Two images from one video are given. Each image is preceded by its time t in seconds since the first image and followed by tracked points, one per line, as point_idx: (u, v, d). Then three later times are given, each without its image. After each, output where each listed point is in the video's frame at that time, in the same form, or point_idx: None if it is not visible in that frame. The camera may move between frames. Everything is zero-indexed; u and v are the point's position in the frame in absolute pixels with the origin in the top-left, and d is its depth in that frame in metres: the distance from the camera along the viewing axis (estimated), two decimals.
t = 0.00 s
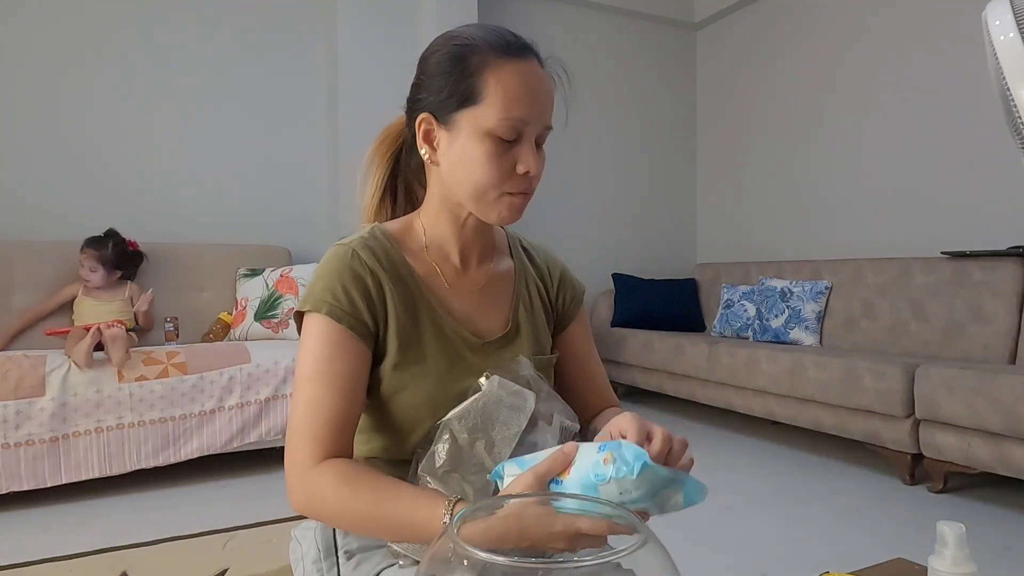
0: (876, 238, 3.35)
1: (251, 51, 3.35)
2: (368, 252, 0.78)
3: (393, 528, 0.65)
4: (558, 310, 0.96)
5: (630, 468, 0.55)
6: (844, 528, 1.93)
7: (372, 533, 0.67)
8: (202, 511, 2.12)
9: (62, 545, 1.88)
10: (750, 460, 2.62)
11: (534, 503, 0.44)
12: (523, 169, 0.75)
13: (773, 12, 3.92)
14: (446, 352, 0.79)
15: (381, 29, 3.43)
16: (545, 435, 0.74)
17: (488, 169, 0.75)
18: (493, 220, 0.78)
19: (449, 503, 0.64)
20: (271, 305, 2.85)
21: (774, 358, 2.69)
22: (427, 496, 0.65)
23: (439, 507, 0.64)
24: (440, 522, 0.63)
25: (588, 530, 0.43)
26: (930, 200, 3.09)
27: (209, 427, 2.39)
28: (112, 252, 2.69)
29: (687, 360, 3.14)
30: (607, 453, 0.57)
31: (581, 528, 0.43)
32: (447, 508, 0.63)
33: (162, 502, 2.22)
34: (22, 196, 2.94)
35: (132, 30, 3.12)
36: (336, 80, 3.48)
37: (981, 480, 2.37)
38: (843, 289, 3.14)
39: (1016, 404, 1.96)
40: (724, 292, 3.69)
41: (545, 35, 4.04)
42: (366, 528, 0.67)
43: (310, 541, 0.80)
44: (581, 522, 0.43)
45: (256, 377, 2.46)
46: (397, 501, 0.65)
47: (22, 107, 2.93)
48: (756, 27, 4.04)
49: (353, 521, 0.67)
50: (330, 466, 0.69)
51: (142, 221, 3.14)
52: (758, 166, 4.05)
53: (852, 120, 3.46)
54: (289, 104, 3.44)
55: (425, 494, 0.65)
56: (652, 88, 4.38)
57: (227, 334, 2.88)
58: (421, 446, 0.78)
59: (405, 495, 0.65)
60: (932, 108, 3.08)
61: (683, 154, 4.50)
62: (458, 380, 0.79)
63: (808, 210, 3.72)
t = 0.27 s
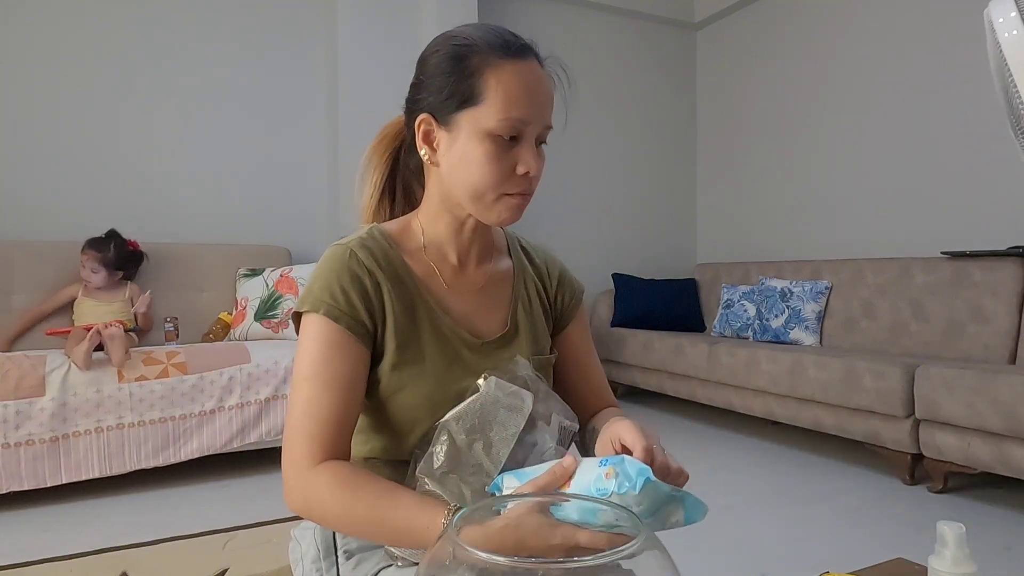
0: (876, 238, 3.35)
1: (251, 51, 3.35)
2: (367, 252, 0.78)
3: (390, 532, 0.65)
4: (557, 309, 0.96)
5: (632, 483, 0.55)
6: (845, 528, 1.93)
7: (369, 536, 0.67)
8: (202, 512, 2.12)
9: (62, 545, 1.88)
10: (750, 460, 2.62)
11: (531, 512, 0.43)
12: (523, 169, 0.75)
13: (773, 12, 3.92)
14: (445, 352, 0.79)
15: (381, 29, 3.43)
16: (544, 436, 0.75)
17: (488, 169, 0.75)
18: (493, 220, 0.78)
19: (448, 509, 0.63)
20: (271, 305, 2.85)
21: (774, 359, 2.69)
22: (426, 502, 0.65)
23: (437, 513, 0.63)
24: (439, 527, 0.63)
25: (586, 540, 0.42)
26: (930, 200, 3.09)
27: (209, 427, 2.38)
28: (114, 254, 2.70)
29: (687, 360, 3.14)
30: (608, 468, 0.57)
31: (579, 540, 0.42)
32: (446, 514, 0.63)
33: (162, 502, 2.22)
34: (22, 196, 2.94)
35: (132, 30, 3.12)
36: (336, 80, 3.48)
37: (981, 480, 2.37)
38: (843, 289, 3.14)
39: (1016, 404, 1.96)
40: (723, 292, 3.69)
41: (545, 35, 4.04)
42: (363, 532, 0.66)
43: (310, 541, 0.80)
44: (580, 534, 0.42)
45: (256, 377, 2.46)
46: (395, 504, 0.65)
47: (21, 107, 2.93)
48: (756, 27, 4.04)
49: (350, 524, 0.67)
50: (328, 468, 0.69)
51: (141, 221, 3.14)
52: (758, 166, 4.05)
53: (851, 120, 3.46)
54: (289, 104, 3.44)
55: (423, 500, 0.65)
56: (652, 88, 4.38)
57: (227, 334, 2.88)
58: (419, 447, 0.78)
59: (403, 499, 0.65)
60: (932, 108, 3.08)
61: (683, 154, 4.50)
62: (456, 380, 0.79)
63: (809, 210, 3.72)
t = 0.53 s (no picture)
0: (876, 238, 3.35)
1: (251, 51, 3.35)
2: (367, 252, 0.78)
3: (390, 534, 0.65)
4: (557, 309, 0.96)
5: (630, 493, 0.56)
6: (845, 528, 1.93)
7: (369, 537, 0.66)
8: (202, 512, 2.12)
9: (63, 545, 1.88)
10: (751, 460, 2.62)
11: (530, 519, 0.43)
12: (520, 169, 0.75)
13: (773, 12, 3.92)
14: (445, 351, 0.79)
15: (381, 29, 3.43)
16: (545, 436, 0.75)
17: (485, 169, 0.75)
18: (491, 220, 0.78)
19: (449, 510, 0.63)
20: (271, 305, 2.85)
21: (774, 358, 2.69)
22: (426, 503, 0.65)
23: (437, 514, 0.63)
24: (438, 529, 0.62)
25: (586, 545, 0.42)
26: (930, 200, 3.09)
27: (209, 427, 2.38)
28: (114, 254, 2.69)
29: (687, 360, 3.14)
30: (605, 478, 0.57)
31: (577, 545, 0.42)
32: (445, 515, 0.63)
33: (162, 502, 2.22)
34: (22, 196, 2.94)
35: (132, 29, 3.12)
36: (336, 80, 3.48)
37: (981, 480, 2.37)
38: (843, 289, 3.14)
39: (1015, 404, 1.96)
40: (723, 292, 3.69)
41: (545, 35, 4.04)
42: (363, 533, 0.66)
43: (310, 541, 0.80)
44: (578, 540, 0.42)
45: (256, 377, 2.46)
46: (395, 506, 0.65)
47: (21, 107, 2.93)
48: (756, 27, 4.04)
49: (349, 525, 0.67)
50: (328, 469, 0.69)
51: (140, 221, 3.14)
52: (758, 166, 4.05)
53: (851, 120, 3.46)
54: (289, 104, 3.44)
55: (423, 501, 0.65)
56: (652, 88, 4.38)
57: (227, 334, 2.88)
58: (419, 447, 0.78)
59: (403, 501, 0.65)
60: (931, 108, 3.08)
61: (683, 154, 4.50)
62: (457, 380, 0.79)
63: (809, 210, 3.72)
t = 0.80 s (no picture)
0: (876, 238, 3.35)
1: (251, 51, 3.35)
2: (365, 251, 0.78)
3: (391, 531, 0.65)
4: (556, 308, 0.96)
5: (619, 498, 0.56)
6: (844, 528, 1.93)
7: (370, 536, 0.66)
8: (202, 512, 2.12)
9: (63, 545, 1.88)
10: (750, 460, 2.62)
11: (527, 520, 0.43)
12: (502, 173, 0.74)
13: (773, 12, 3.92)
14: (446, 350, 0.79)
15: (381, 29, 3.43)
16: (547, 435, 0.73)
17: (468, 172, 0.75)
18: (477, 222, 0.78)
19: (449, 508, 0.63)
20: (271, 305, 2.85)
21: (774, 358, 2.69)
22: (427, 502, 0.64)
23: (437, 512, 0.63)
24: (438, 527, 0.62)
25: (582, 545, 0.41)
26: (930, 200, 3.09)
27: (209, 427, 2.39)
28: (116, 254, 2.69)
29: (687, 360, 3.14)
30: (593, 483, 0.57)
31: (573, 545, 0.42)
32: (445, 514, 0.63)
33: (163, 502, 2.22)
34: (22, 196, 2.94)
35: (132, 29, 3.12)
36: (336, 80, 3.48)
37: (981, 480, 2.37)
38: (843, 289, 3.14)
39: (1015, 404, 1.96)
40: (723, 292, 3.69)
41: (545, 35, 4.04)
42: (364, 532, 0.66)
43: (310, 540, 0.80)
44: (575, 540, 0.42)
45: (256, 377, 2.46)
46: (396, 505, 0.65)
47: (20, 107, 2.93)
48: (756, 27, 4.04)
49: (351, 524, 0.67)
50: (329, 469, 0.69)
51: (140, 221, 3.14)
52: (758, 166, 4.05)
53: (851, 120, 3.46)
54: (288, 104, 3.44)
55: (424, 500, 0.65)
56: (652, 88, 4.38)
57: (227, 334, 2.88)
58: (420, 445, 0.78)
59: (403, 500, 0.65)
60: (931, 108, 3.08)
61: (682, 153, 4.50)
62: (458, 378, 0.79)
63: (808, 210, 3.72)
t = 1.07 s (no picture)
0: (876, 238, 3.35)
1: (251, 51, 3.35)
2: (364, 251, 0.78)
3: (392, 530, 0.65)
4: (557, 308, 0.96)
5: (610, 487, 0.55)
6: (844, 528, 1.93)
7: (371, 535, 0.66)
8: (202, 511, 2.12)
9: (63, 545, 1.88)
10: (750, 460, 2.62)
11: (525, 516, 0.43)
12: (487, 170, 0.74)
13: (773, 12, 3.92)
14: (447, 350, 0.79)
15: (381, 29, 3.43)
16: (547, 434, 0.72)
17: (455, 170, 0.75)
18: (466, 221, 0.78)
19: (449, 506, 0.63)
20: (271, 305, 2.85)
21: (774, 358, 2.69)
22: (427, 500, 0.64)
23: (438, 511, 0.63)
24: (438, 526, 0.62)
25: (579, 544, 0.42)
26: (930, 200, 3.09)
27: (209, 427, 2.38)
28: (118, 253, 2.69)
29: (686, 360, 3.14)
30: (588, 471, 0.56)
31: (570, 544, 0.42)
32: (445, 513, 0.63)
33: (163, 502, 2.22)
34: (22, 196, 2.94)
35: (132, 29, 3.12)
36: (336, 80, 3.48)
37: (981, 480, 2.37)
38: (843, 289, 3.14)
39: (1015, 404, 1.96)
40: (723, 292, 3.69)
41: (545, 35, 4.04)
42: (366, 531, 0.66)
43: (310, 540, 0.80)
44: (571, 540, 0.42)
45: (256, 377, 2.46)
46: (396, 504, 0.65)
47: (20, 107, 2.93)
48: (756, 27, 4.04)
49: (353, 523, 0.67)
50: (330, 469, 0.69)
51: (140, 221, 3.14)
52: (757, 166, 4.05)
53: (851, 120, 3.46)
54: (288, 104, 3.44)
55: (424, 499, 0.65)
56: (652, 88, 4.38)
57: (227, 334, 2.89)
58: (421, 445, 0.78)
59: (404, 498, 0.65)
60: (931, 108, 3.08)
61: (682, 154, 4.50)
62: (459, 379, 0.79)
63: (808, 210, 3.72)
